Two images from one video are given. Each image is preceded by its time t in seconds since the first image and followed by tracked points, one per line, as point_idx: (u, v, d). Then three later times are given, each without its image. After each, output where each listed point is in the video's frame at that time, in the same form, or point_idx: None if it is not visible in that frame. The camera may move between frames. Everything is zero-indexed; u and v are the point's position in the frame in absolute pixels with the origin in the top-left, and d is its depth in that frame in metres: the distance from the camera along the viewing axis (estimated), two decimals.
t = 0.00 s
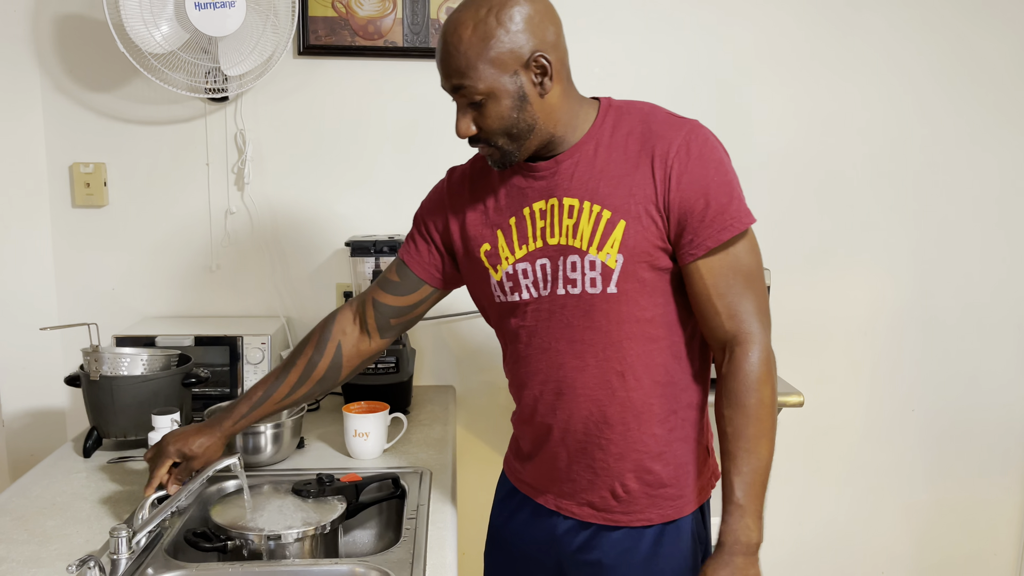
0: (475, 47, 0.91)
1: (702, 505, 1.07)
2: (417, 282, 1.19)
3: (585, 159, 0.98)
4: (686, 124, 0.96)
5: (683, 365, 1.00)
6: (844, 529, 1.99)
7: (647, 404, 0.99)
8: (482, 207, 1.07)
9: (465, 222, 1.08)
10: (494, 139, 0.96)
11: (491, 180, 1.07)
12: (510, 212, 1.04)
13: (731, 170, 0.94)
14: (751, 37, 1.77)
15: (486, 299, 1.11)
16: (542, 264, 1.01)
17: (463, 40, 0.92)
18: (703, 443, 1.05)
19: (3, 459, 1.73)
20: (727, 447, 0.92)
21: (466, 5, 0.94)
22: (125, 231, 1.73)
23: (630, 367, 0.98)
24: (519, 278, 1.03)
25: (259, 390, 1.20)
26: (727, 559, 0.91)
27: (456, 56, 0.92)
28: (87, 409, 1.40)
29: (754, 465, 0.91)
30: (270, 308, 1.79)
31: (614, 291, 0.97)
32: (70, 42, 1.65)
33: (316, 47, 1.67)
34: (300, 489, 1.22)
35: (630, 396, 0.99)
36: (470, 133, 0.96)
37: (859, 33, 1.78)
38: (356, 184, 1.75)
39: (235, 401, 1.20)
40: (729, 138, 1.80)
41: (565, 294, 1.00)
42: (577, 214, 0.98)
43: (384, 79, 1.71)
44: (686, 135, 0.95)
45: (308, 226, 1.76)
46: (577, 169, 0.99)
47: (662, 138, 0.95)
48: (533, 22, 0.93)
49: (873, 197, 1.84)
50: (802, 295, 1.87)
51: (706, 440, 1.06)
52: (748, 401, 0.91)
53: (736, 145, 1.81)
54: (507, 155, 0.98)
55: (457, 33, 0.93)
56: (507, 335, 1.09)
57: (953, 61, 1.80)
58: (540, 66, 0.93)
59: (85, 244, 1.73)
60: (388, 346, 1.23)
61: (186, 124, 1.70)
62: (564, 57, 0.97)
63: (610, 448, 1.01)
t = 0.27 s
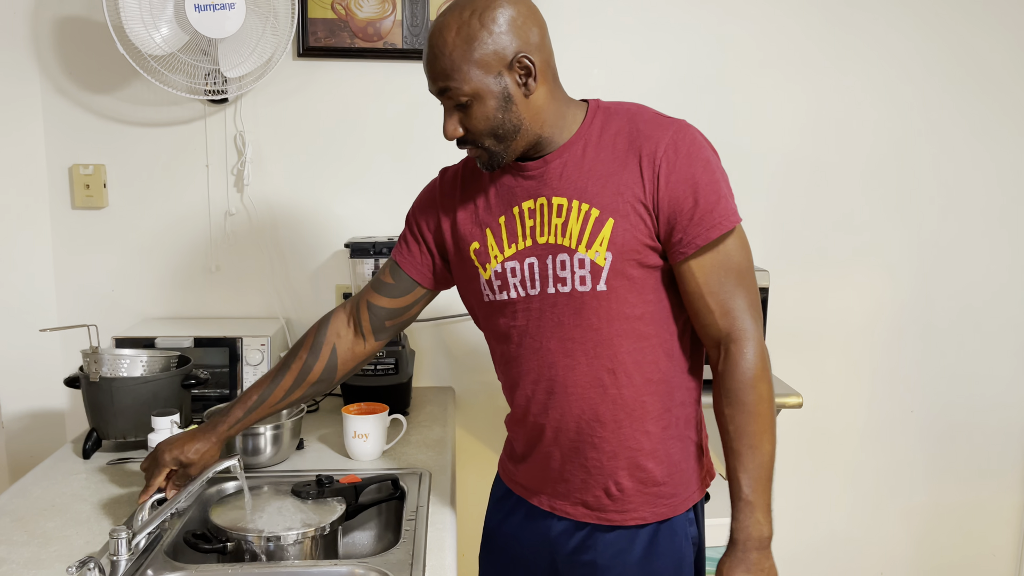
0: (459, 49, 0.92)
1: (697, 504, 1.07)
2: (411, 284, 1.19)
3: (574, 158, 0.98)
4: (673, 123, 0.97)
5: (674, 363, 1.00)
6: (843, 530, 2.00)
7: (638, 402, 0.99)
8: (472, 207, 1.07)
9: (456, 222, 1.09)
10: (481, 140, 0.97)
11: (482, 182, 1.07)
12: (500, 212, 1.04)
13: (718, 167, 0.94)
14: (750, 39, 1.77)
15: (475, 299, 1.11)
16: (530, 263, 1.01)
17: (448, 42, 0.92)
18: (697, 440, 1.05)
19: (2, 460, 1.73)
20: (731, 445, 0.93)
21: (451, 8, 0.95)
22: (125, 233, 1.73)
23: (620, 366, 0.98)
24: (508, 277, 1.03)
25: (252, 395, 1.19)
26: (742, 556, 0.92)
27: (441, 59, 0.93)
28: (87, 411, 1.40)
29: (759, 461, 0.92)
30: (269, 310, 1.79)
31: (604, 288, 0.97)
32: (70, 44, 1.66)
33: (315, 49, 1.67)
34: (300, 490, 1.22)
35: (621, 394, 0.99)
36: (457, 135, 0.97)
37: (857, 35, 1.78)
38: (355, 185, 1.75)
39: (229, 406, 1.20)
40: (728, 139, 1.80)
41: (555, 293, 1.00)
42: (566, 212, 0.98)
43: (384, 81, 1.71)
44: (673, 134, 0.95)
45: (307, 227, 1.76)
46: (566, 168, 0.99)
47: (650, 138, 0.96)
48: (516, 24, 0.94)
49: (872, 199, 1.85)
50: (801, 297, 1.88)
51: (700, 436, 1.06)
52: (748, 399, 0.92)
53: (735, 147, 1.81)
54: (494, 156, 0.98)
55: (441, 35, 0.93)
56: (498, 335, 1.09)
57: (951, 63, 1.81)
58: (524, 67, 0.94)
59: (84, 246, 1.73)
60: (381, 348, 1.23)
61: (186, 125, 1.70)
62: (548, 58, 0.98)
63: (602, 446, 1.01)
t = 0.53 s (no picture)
0: (457, 54, 0.92)
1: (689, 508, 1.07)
2: (409, 284, 1.19)
3: (572, 161, 0.99)
4: (672, 127, 0.97)
5: (671, 366, 1.00)
6: (842, 530, 2.00)
7: (634, 405, 0.99)
8: (471, 208, 1.08)
9: (455, 223, 1.09)
10: (479, 143, 0.97)
11: (480, 183, 1.07)
12: (498, 213, 1.04)
13: (716, 172, 0.94)
14: (749, 41, 1.77)
15: (472, 300, 1.12)
16: (527, 264, 1.01)
17: (446, 47, 0.93)
18: (692, 445, 1.05)
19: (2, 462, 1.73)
20: (708, 444, 0.92)
21: (448, 13, 0.95)
22: (124, 234, 1.73)
23: (616, 367, 0.98)
24: (504, 278, 1.03)
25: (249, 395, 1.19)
26: (699, 555, 0.90)
27: (440, 64, 0.93)
28: (86, 412, 1.39)
29: (733, 463, 0.91)
30: (268, 311, 1.79)
31: (600, 290, 0.97)
32: (70, 45, 1.66)
33: (315, 51, 1.68)
34: (298, 491, 1.22)
35: (616, 396, 0.99)
36: (456, 139, 0.97)
37: (856, 37, 1.79)
38: (354, 187, 1.75)
39: (227, 405, 1.20)
40: (727, 141, 1.81)
41: (551, 294, 1.00)
42: (563, 214, 0.98)
43: (383, 82, 1.72)
44: (671, 137, 0.95)
45: (306, 229, 1.76)
46: (564, 170, 0.99)
47: (648, 141, 0.96)
48: (514, 28, 0.94)
49: (870, 200, 1.85)
50: (799, 298, 1.88)
51: (694, 441, 1.06)
52: (730, 400, 0.91)
53: (734, 148, 1.81)
54: (493, 159, 0.98)
55: (439, 40, 0.93)
56: (493, 336, 1.09)
57: (950, 64, 1.81)
58: (522, 71, 0.94)
59: (84, 247, 1.73)
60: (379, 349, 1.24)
61: (185, 127, 1.70)
62: (546, 61, 0.98)
63: (595, 448, 1.01)
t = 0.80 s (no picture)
0: (456, 55, 0.92)
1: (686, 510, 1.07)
2: (409, 285, 1.19)
3: (571, 163, 0.99)
4: (671, 129, 0.97)
5: (669, 368, 1.01)
6: (841, 531, 2.00)
7: (632, 407, 0.99)
8: (470, 209, 1.08)
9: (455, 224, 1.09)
10: (478, 143, 0.97)
11: (480, 184, 1.08)
12: (497, 213, 1.04)
13: (713, 175, 0.94)
14: (748, 42, 1.78)
15: (471, 301, 1.12)
16: (525, 265, 1.01)
17: (444, 47, 0.93)
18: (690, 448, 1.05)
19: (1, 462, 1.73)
20: (697, 446, 0.92)
21: (447, 14, 0.95)
22: (123, 235, 1.73)
23: (614, 369, 0.98)
24: (503, 279, 1.03)
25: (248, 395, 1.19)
26: (682, 556, 0.91)
27: (439, 64, 0.93)
28: (86, 413, 1.40)
29: (723, 468, 0.91)
30: (267, 312, 1.79)
31: (597, 292, 0.97)
32: (69, 46, 1.66)
33: (314, 52, 1.68)
34: (298, 492, 1.22)
35: (614, 397, 0.99)
36: (455, 138, 0.97)
37: (855, 38, 1.79)
38: (354, 188, 1.76)
39: (225, 405, 1.20)
40: (726, 142, 1.81)
41: (549, 295, 1.00)
42: (561, 215, 0.98)
43: (382, 84, 1.72)
44: (669, 139, 0.96)
45: (306, 229, 1.77)
46: (562, 172, 0.99)
47: (646, 143, 0.96)
48: (513, 29, 0.94)
49: (869, 201, 1.85)
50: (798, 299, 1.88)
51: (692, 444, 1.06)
52: (722, 404, 0.91)
53: (733, 149, 1.81)
54: (491, 159, 0.98)
55: (438, 41, 0.94)
56: (492, 337, 1.09)
57: (948, 65, 1.81)
58: (520, 72, 0.94)
59: (83, 248, 1.73)
60: (378, 349, 1.24)
61: (184, 128, 1.71)
62: (545, 62, 0.98)
63: (593, 450, 1.01)
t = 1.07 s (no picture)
0: (450, 63, 0.92)
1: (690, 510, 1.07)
2: (409, 285, 1.19)
3: (571, 164, 0.99)
4: (671, 129, 0.97)
5: (671, 369, 1.00)
6: (841, 531, 2.00)
7: (633, 408, 0.99)
8: (471, 210, 1.08)
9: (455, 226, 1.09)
10: (476, 149, 0.98)
11: (481, 185, 1.08)
12: (498, 215, 1.04)
13: (715, 174, 0.94)
14: (748, 41, 1.78)
15: (472, 302, 1.12)
16: (526, 267, 1.01)
17: (439, 56, 0.93)
18: (693, 447, 1.05)
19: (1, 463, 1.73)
20: (712, 452, 0.93)
21: (441, 20, 0.95)
22: (124, 235, 1.73)
23: (615, 370, 0.98)
24: (504, 280, 1.03)
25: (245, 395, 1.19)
26: (711, 564, 0.92)
27: (434, 73, 0.94)
28: (86, 413, 1.40)
29: (739, 471, 0.91)
30: (268, 312, 1.79)
31: (598, 293, 0.97)
32: (70, 47, 1.66)
33: (314, 52, 1.68)
34: (298, 492, 1.22)
35: (615, 399, 0.99)
36: (453, 145, 0.98)
37: (855, 38, 1.79)
38: (354, 188, 1.75)
39: (225, 403, 1.20)
40: (726, 141, 1.81)
41: (550, 297, 1.00)
42: (562, 217, 0.98)
43: (383, 83, 1.72)
44: (670, 139, 0.95)
45: (306, 229, 1.76)
46: (563, 173, 0.99)
47: (647, 143, 0.96)
48: (507, 35, 0.93)
49: (869, 201, 1.85)
50: (798, 298, 1.88)
51: (696, 443, 1.06)
52: (732, 406, 0.92)
53: (733, 149, 1.81)
54: (492, 164, 0.99)
55: (432, 49, 0.93)
56: (493, 338, 1.09)
57: (949, 64, 1.81)
58: (516, 77, 0.94)
59: (83, 248, 1.73)
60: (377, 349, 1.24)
61: (185, 128, 1.70)
62: (542, 64, 0.98)
63: (594, 451, 1.01)
